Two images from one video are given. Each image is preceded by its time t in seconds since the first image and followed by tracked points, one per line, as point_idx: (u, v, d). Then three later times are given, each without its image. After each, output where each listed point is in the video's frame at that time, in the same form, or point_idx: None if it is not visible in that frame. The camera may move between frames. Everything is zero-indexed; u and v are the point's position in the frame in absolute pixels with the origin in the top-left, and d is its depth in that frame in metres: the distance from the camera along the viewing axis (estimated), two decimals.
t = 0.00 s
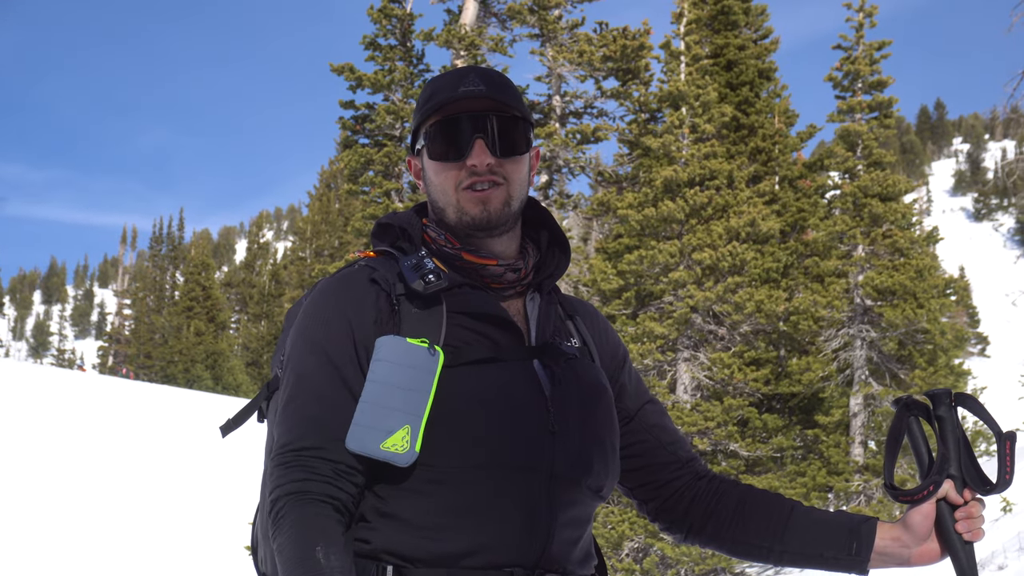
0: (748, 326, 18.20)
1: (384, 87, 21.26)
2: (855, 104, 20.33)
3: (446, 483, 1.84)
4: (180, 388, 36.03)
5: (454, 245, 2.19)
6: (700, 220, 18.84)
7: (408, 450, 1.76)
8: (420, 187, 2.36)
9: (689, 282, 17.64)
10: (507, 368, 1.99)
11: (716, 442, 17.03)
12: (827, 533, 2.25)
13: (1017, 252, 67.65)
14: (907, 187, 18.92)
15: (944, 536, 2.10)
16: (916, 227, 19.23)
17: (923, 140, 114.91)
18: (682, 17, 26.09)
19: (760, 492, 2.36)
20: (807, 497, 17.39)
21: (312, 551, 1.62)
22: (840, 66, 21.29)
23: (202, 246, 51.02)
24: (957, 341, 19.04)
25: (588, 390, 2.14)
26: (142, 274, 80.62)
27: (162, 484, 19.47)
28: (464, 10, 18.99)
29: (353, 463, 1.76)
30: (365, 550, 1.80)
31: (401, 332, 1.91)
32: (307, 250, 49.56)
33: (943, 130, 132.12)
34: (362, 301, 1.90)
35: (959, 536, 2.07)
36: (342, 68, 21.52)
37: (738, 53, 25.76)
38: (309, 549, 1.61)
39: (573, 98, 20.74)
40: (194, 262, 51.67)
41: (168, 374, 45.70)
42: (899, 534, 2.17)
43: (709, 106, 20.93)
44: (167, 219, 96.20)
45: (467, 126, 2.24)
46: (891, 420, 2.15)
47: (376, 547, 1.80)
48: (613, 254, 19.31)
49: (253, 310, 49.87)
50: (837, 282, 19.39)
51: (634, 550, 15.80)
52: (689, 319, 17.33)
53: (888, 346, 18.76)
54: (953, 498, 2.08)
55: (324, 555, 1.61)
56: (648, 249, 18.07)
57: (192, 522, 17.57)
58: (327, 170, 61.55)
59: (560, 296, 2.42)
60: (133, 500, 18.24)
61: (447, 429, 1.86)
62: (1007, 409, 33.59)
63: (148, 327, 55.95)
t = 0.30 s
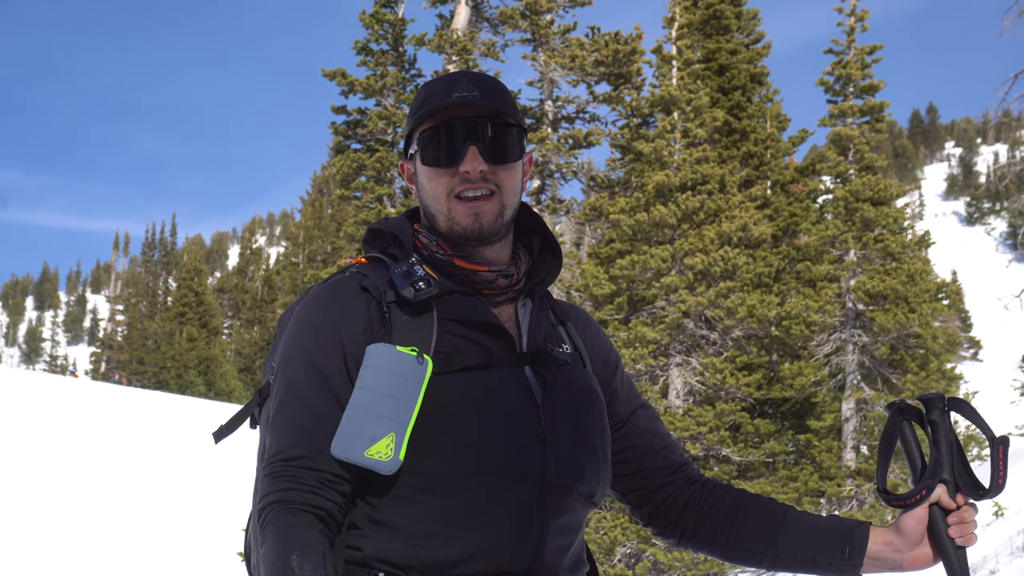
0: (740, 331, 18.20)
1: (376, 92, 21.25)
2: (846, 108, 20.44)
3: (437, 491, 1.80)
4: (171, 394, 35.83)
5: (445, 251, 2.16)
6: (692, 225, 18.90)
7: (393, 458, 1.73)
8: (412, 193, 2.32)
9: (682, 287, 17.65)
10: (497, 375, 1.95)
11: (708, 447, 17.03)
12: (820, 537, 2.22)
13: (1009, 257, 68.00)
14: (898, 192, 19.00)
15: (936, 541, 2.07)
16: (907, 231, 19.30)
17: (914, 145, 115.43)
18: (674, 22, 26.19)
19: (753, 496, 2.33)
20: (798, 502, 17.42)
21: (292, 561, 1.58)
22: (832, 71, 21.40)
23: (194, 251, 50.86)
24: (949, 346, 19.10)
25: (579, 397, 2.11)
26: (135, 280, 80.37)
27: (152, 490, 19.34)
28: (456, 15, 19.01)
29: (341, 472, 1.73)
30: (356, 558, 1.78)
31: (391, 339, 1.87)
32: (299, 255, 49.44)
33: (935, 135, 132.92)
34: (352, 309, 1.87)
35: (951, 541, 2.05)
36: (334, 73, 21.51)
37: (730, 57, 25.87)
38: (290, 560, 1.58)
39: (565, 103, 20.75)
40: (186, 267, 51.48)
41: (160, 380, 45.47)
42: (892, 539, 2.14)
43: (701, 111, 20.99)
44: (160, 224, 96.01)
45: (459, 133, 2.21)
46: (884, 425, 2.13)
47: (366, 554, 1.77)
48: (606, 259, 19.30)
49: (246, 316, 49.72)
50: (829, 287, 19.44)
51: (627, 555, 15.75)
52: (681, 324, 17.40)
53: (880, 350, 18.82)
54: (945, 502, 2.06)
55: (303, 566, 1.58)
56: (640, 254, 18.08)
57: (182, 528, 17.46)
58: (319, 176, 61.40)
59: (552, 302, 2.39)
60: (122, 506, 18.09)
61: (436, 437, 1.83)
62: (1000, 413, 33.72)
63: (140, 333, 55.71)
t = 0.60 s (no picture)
0: (735, 336, 18.15)
1: (370, 98, 21.26)
2: (840, 113, 20.49)
3: (430, 497, 1.79)
4: (165, 400, 35.68)
5: (440, 258, 2.14)
6: (686, 230, 18.91)
7: (385, 464, 1.71)
8: (408, 199, 2.31)
9: (676, 292, 17.65)
10: (489, 381, 1.94)
11: (703, 452, 16.99)
12: (814, 541, 2.20)
13: (1004, 261, 68.17)
14: (892, 197, 19.05)
15: (930, 545, 2.06)
16: (902, 236, 19.34)
17: (908, 150, 115.87)
18: (668, 28, 26.27)
19: (747, 500, 2.31)
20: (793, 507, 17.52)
21: (284, 565, 1.55)
22: (826, 76, 21.48)
23: (189, 258, 50.68)
24: (944, 350, 19.15)
25: (572, 402, 2.10)
26: (129, 286, 80.14)
27: (146, 495, 19.23)
28: (450, 21, 19.04)
29: (334, 479, 1.71)
30: (350, 563, 1.76)
31: (383, 345, 1.85)
32: (295, 261, 49.32)
33: (929, 140, 133.49)
34: (344, 314, 1.86)
35: (945, 545, 2.04)
36: (328, 78, 21.49)
37: (724, 63, 25.93)
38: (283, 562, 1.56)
39: (559, 108, 20.74)
40: (181, 274, 51.35)
41: (155, 386, 45.30)
42: (886, 543, 2.13)
43: (695, 116, 21.05)
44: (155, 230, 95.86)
45: (455, 139, 2.19)
46: (877, 430, 2.12)
47: (360, 560, 1.75)
48: (600, 264, 19.28)
49: (241, 322, 49.58)
50: (823, 292, 19.43)
51: (622, 560, 15.69)
52: (675, 329, 17.32)
53: (874, 355, 18.86)
54: (940, 507, 2.06)
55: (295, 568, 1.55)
56: (635, 259, 18.09)
57: (176, 533, 17.36)
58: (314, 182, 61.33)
59: (546, 307, 2.38)
60: (114, 512, 17.94)
61: (429, 442, 1.81)
62: (995, 417, 33.77)
63: (135, 339, 55.51)
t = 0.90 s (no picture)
0: (738, 340, 18.22)
1: (373, 102, 21.32)
2: (842, 117, 20.50)
3: (435, 497, 1.80)
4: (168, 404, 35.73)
5: (437, 260, 2.16)
6: (689, 234, 18.92)
7: (386, 463, 1.72)
8: (402, 205, 2.33)
9: (679, 296, 17.67)
10: (495, 378, 1.94)
11: (706, 455, 16.98)
12: (819, 542, 2.21)
13: (1007, 265, 68.08)
14: (895, 201, 19.07)
15: (935, 549, 2.06)
16: (905, 240, 19.34)
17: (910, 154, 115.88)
18: (670, 32, 26.34)
19: (752, 499, 2.31)
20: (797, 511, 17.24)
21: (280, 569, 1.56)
22: (828, 80, 21.51)
23: (192, 262, 50.81)
24: (947, 354, 19.15)
25: (578, 401, 2.10)
26: (133, 291, 80.25)
27: (149, 499, 19.26)
28: (452, 25, 19.10)
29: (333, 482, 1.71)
30: (356, 567, 1.77)
31: (386, 344, 1.86)
32: (297, 265, 49.42)
33: (932, 143, 133.37)
34: (346, 313, 1.87)
35: (951, 549, 2.03)
36: (330, 83, 21.57)
37: (726, 67, 25.98)
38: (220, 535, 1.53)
39: (561, 112, 20.78)
40: (184, 278, 51.46)
41: (159, 391, 45.39)
42: (890, 546, 2.13)
43: (697, 120, 21.09)
44: (158, 235, 96.07)
45: (439, 149, 2.21)
46: (883, 433, 2.12)
47: (365, 563, 1.76)
48: (603, 268, 19.27)
49: (244, 326, 49.62)
50: (826, 295, 19.44)
51: (626, 564, 15.66)
52: (678, 332, 17.32)
53: (878, 359, 18.85)
54: (944, 511, 2.05)
55: (225, 547, 1.51)
56: (637, 263, 18.10)
57: (179, 536, 17.37)
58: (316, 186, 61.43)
59: (553, 306, 2.38)
60: (117, 516, 17.95)
61: (431, 441, 1.82)
62: (1000, 421, 33.70)
63: (139, 344, 55.62)
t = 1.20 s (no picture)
0: (740, 338, 18.24)
1: (374, 102, 21.37)
2: (844, 115, 20.49)
3: (437, 499, 1.82)
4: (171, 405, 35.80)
5: (444, 261, 2.18)
6: (691, 232, 18.93)
7: (384, 468, 1.74)
8: (411, 209, 2.34)
9: (681, 295, 17.68)
10: (498, 380, 1.96)
11: (709, 454, 16.99)
12: (828, 539, 2.21)
13: (1009, 262, 67.96)
14: (897, 198, 19.08)
15: (943, 544, 2.09)
16: (906, 237, 19.36)
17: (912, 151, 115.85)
18: (670, 31, 26.34)
19: (760, 498, 2.33)
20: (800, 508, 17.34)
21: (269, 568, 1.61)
22: (829, 78, 21.51)
23: (193, 263, 50.88)
24: (949, 351, 19.15)
25: (583, 400, 2.10)
26: (135, 293, 80.32)
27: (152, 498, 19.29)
28: (453, 25, 19.11)
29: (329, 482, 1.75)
30: (357, 567, 1.80)
31: (388, 346, 1.88)
32: (299, 266, 49.48)
33: (934, 141, 133.17)
34: (347, 315, 1.89)
35: (960, 545, 2.06)
36: (331, 83, 21.59)
37: (727, 65, 25.99)
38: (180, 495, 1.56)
39: (562, 111, 20.79)
40: (186, 279, 51.53)
41: (161, 392, 45.46)
42: (898, 542, 2.15)
43: (699, 119, 21.11)
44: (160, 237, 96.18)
45: (456, 151, 2.22)
46: (891, 429, 2.14)
47: (366, 563, 1.79)
48: (605, 267, 19.26)
49: (246, 327, 49.64)
50: (828, 293, 19.44)
51: (629, 562, 15.67)
52: (680, 331, 17.32)
53: (880, 356, 18.86)
54: (953, 507, 2.08)
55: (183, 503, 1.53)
56: (639, 262, 18.11)
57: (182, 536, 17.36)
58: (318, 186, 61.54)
59: (559, 305, 2.40)
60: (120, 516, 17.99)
61: (434, 442, 1.84)
62: (1003, 419, 33.65)
63: (141, 345, 55.67)
